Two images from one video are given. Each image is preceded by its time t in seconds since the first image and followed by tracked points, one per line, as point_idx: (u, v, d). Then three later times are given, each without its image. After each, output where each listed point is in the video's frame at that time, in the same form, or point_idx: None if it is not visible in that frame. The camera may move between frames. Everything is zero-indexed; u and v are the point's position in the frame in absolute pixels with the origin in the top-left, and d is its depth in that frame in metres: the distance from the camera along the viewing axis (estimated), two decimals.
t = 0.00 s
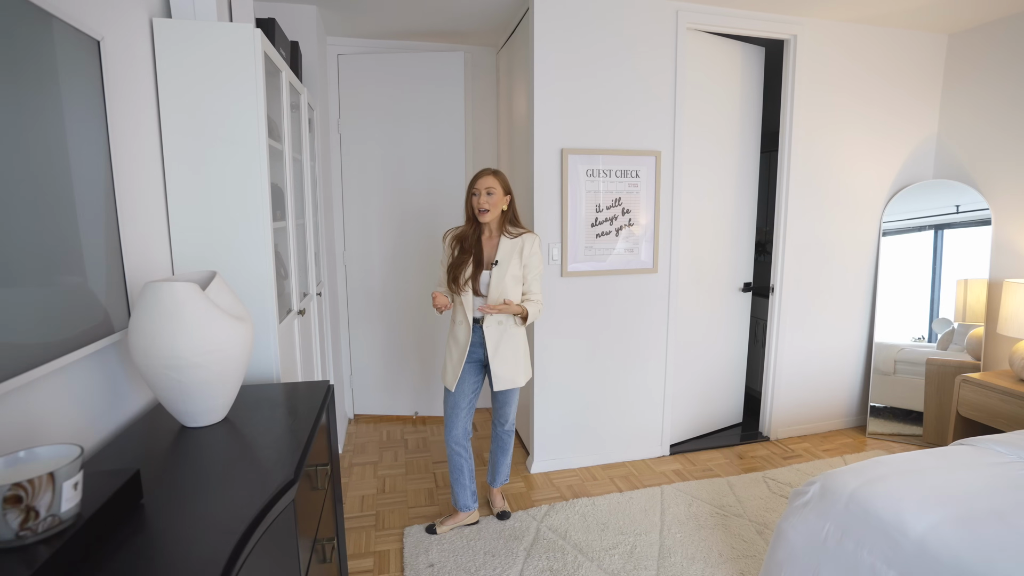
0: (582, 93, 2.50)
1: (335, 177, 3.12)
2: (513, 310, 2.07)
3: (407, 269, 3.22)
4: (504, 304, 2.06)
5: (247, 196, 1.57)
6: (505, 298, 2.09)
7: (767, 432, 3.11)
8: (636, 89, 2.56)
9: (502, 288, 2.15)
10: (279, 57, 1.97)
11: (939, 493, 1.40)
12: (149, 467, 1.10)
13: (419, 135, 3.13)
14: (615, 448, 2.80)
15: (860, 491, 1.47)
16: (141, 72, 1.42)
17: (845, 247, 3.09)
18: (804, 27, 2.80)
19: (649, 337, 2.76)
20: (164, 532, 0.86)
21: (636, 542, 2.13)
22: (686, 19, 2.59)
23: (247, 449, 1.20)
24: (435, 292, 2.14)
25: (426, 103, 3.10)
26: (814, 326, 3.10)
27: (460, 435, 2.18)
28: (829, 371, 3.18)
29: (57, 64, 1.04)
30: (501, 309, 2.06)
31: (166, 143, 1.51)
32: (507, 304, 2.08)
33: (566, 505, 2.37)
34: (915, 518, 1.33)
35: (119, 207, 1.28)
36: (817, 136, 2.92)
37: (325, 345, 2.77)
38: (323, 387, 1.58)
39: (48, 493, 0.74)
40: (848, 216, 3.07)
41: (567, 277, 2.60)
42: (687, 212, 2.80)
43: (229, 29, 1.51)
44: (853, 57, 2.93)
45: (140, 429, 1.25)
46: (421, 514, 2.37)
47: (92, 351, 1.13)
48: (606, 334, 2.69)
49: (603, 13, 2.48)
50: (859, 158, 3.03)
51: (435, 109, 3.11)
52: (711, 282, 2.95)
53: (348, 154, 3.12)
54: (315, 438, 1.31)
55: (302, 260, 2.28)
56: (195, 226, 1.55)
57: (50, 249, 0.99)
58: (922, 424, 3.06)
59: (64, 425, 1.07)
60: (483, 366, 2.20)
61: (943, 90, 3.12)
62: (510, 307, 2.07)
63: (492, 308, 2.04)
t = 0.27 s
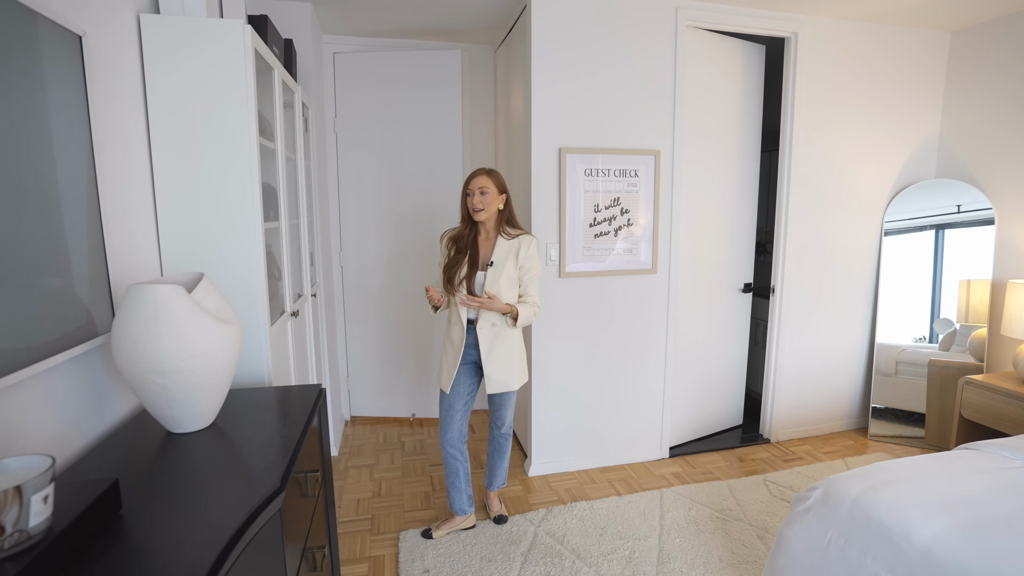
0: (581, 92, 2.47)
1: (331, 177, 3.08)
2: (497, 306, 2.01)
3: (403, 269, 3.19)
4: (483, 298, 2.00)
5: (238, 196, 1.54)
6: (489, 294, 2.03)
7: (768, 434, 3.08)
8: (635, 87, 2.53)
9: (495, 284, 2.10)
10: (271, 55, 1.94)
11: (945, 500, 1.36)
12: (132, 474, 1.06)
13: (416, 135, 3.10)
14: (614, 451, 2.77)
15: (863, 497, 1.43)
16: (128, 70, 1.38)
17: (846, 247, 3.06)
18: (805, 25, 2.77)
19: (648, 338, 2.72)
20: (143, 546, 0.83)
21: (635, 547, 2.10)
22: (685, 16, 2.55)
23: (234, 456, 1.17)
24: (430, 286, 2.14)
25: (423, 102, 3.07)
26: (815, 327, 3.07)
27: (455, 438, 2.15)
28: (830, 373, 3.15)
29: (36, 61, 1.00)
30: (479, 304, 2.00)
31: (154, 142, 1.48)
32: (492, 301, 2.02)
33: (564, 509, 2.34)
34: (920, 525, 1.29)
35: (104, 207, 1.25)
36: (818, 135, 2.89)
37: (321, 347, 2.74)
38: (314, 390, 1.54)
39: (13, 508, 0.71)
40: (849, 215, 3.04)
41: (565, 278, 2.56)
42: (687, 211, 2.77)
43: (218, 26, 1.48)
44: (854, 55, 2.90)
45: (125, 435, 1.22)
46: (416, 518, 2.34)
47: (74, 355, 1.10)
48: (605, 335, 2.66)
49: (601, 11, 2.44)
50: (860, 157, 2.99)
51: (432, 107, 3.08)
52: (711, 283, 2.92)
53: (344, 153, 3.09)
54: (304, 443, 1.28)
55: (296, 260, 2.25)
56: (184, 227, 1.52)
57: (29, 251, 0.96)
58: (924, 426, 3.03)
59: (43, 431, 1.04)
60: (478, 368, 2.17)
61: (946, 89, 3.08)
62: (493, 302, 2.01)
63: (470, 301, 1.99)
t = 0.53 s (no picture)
0: (580, 90, 2.44)
1: (329, 176, 3.06)
2: (488, 307, 1.98)
3: (401, 269, 3.16)
4: (478, 298, 1.97)
5: (230, 195, 1.51)
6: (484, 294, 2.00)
7: (768, 436, 3.05)
8: (635, 85, 2.50)
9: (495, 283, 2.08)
10: (265, 52, 1.91)
11: (951, 508, 1.33)
12: (115, 481, 1.04)
13: (414, 134, 3.07)
14: (613, 453, 2.74)
15: (867, 503, 1.40)
16: (117, 67, 1.36)
17: (848, 248, 3.03)
18: (807, 23, 2.74)
19: (647, 339, 2.69)
20: (123, 558, 0.81)
21: (634, 552, 2.07)
22: (686, 14, 2.52)
23: (223, 462, 1.14)
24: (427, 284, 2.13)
25: (420, 100, 3.04)
26: (816, 328, 3.04)
27: (452, 441, 2.12)
28: (832, 374, 3.12)
29: (18, 56, 0.97)
30: (474, 304, 1.97)
31: (144, 141, 1.45)
32: (485, 302, 1.98)
33: (562, 513, 2.31)
34: (926, 533, 1.26)
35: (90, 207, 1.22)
36: (820, 134, 2.86)
37: (317, 348, 2.71)
38: (307, 394, 1.52)
39: None
40: (852, 215, 3.01)
41: (564, 279, 2.54)
42: (687, 211, 2.74)
43: (209, 22, 1.45)
44: (857, 53, 2.87)
45: (111, 442, 1.19)
46: (413, 521, 2.31)
47: (58, 358, 1.07)
48: (604, 336, 2.63)
49: (601, 8, 2.42)
50: (862, 155, 2.96)
51: (430, 106, 3.05)
52: (712, 283, 2.89)
53: (341, 153, 3.06)
54: (295, 448, 1.25)
55: (291, 261, 2.22)
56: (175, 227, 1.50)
57: (14, 254, 0.94)
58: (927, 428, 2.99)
59: (25, 438, 1.01)
60: (475, 370, 2.15)
61: (949, 88, 3.05)
62: (485, 303, 1.98)
63: (465, 300, 1.96)
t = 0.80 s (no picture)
0: (581, 88, 2.41)
1: (327, 175, 3.03)
2: (480, 296, 1.93)
3: (400, 269, 3.13)
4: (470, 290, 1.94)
5: (223, 194, 1.48)
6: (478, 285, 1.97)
7: (771, 438, 3.02)
8: (637, 83, 2.47)
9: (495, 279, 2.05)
10: (261, 49, 1.89)
11: (961, 515, 1.30)
12: (103, 489, 1.01)
13: (413, 132, 3.04)
14: (614, 455, 2.71)
15: (874, 509, 1.37)
16: (108, 64, 1.33)
17: (852, 249, 3.00)
18: (811, 20, 2.71)
19: (649, 340, 2.66)
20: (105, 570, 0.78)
21: (636, 556, 2.04)
22: (689, 11, 2.49)
23: (214, 468, 1.11)
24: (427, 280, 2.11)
25: (420, 99, 3.02)
26: (819, 329, 3.00)
27: (451, 444, 2.08)
28: (836, 376, 3.09)
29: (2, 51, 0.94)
30: (466, 297, 1.94)
31: (136, 139, 1.43)
32: (478, 293, 1.94)
33: (563, 516, 2.29)
34: (935, 541, 1.23)
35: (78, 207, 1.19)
36: (823, 133, 2.83)
37: (315, 349, 2.69)
38: (303, 396, 1.49)
39: None
40: (856, 215, 2.98)
41: (564, 279, 2.51)
42: (689, 211, 2.70)
43: (203, 18, 1.43)
44: (861, 51, 2.83)
45: (100, 447, 1.16)
46: (412, 525, 2.28)
47: (45, 362, 1.04)
48: (605, 337, 2.60)
49: (602, 5, 2.39)
50: (866, 154, 2.93)
51: (429, 105, 3.02)
52: (714, 284, 2.86)
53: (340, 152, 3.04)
54: (288, 453, 1.22)
55: (288, 261, 2.20)
56: (168, 227, 1.47)
57: None
58: (932, 430, 2.96)
59: (9, 444, 0.98)
60: (474, 372, 2.12)
61: (955, 86, 3.01)
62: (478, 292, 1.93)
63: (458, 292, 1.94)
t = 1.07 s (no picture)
0: (583, 86, 2.37)
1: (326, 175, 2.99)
2: (515, 286, 1.85)
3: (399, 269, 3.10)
4: (505, 272, 1.84)
5: (217, 194, 1.45)
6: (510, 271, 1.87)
7: (775, 441, 2.99)
8: (639, 82, 2.43)
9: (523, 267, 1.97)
10: (257, 47, 1.85)
11: (974, 524, 1.26)
12: (88, 500, 0.98)
13: (413, 131, 3.00)
14: (615, 458, 2.68)
15: (884, 517, 1.34)
16: (97, 60, 1.30)
17: (857, 249, 2.96)
18: (816, 18, 2.67)
19: (651, 341, 2.63)
20: None
21: (638, 562, 2.01)
22: (692, 8, 2.46)
23: (205, 476, 1.08)
24: (397, 258, 2.09)
25: (419, 97, 2.98)
26: (823, 331, 2.97)
27: (450, 447, 2.05)
28: (840, 378, 3.05)
29: None
30: (501, 277, 1.84)
31: (127, 138, 1.39)
32: (511, 280, 1.85)
33: (564, 521, 2.25)
34: (947, 552, 1.19)
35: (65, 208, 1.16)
36: (828, 132, 2.79)
37: (313, 350, 2.65)
38: (297, 400, 1.45)
39: None
40: (862, 215, 2.94)
41: (566, 280, 2.47)
42: (692, 211, 2.67)
43: (196, 13, 1.39)
44: (867, 48, 2.79)
45: (87, 455, 1.13)
46: (410, 529, 2.25)
47: (30, 367, 1.00)
48: (606, 339, 2.56)
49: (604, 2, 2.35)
50: (872, 153, 2.89)
51: (429, 104, 2.99)
52: (717, 285, 2.82)
53: (339, 151, 3.00)
54: (282, 460, 1.19)
55: (285, 262, 2.16)
56: (159, 228, 1.43)
57: None
58: (938, 432, 2.92)
59: None
60: (474, 374, 2.08)
61: (962, 84, 2.97)
62: (515, 281, 1.84)
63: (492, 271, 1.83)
